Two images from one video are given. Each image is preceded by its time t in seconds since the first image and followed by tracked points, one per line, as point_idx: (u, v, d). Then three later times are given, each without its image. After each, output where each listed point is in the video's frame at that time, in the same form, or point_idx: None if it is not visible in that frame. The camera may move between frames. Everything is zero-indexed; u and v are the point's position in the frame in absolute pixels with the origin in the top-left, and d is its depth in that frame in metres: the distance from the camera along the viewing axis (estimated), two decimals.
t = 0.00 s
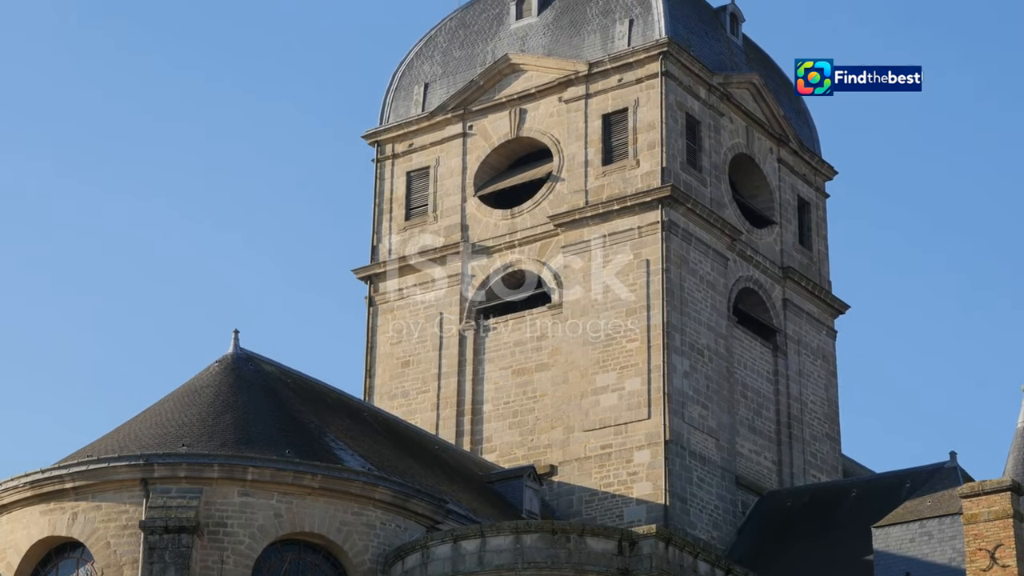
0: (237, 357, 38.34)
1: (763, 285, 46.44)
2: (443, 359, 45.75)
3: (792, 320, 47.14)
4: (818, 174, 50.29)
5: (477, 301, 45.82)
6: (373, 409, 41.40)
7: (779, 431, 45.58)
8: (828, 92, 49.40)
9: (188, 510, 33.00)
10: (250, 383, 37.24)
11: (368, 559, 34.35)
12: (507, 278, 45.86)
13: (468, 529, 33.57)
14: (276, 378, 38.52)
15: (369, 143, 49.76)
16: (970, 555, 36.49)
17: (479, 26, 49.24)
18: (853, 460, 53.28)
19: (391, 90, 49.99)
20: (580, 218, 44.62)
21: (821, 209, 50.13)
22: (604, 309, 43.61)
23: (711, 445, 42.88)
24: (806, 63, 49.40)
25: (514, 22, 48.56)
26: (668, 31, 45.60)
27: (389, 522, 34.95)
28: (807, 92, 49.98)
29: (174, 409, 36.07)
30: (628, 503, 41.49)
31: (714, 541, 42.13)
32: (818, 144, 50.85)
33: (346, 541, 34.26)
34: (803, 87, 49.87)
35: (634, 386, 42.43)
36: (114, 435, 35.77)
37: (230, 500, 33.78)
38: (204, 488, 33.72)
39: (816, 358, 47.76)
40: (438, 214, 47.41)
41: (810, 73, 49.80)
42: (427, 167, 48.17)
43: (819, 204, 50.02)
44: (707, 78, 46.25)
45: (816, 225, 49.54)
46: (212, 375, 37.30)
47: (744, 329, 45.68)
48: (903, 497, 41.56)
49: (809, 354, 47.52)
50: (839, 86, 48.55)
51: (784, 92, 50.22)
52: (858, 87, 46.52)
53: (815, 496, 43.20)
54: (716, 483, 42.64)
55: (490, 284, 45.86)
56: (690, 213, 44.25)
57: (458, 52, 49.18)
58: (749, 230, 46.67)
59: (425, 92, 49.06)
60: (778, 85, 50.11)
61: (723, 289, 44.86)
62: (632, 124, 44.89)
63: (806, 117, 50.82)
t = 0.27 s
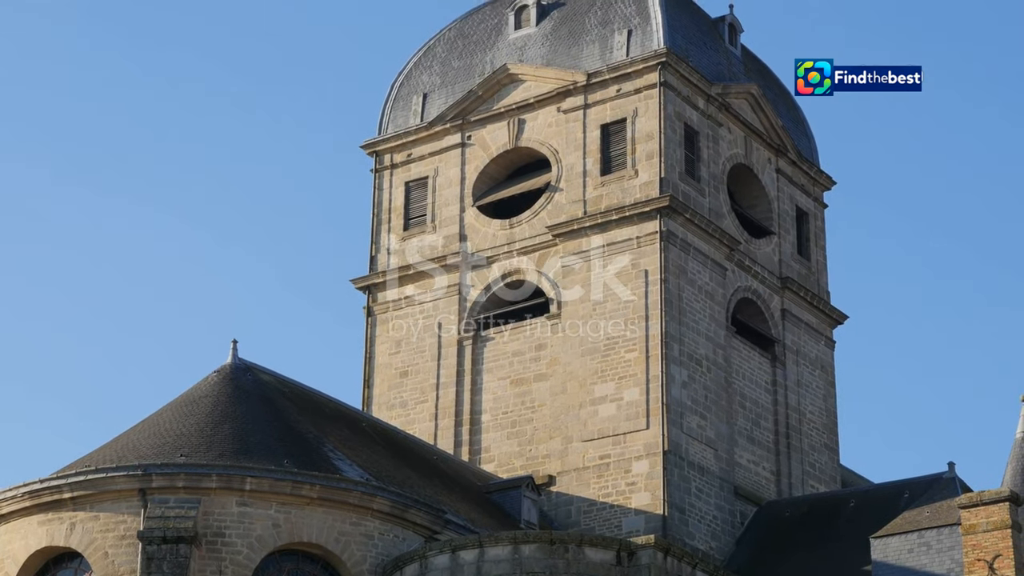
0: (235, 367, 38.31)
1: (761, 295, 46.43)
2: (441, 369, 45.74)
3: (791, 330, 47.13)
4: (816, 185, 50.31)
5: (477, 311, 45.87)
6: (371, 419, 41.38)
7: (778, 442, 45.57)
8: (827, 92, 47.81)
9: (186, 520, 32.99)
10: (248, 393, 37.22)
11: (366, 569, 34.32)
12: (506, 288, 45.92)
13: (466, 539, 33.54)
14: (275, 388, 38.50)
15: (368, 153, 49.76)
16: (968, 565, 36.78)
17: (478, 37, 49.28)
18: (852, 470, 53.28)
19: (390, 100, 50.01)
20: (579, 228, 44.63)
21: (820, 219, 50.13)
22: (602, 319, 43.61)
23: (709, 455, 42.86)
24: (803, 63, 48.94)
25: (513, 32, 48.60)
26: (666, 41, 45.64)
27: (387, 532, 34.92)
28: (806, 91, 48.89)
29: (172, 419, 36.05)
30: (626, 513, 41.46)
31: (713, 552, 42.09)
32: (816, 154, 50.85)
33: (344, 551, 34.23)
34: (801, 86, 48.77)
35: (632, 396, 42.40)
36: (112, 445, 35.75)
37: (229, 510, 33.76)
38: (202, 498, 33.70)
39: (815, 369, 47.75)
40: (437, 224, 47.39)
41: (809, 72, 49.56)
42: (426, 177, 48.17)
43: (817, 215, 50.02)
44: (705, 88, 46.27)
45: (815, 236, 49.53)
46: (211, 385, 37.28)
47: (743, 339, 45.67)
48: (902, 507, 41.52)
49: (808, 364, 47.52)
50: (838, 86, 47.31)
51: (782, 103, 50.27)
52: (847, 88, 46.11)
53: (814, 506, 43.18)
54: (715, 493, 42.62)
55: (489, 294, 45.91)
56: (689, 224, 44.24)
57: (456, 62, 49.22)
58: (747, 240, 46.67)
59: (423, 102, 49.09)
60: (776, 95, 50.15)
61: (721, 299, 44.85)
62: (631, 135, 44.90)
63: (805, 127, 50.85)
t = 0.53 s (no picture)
0: (233, 376, 38.28)
1: (759, 304, 46.42)
2: (439, 378, 45.73)
3: (789, 339, 47.13)
4: (814, 194, 50.33)
5: (474, 320, 45.80)
6: (369, 428, 41.37)
7: (776, 450, 45.55)
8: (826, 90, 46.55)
9: (185, 529, 33.01)
10: (246, 402, 37.19)
11: None
12: (503, 297, 45.86)
13: (464, 548, 33.48)
14: (273, 397, 38.47)
15: (366, 162, 49.77)
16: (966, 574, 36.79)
17: (476, 46, 49.31)
18: (850, 479, 53.28)
19: (388, 109, 50.03)
20: (577, 237, 44.64)
21: (818, 228, 50.14)
22: (600, 328, 43.61)
23: (707, 464, 42.85)
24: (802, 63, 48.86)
25: (511, 41, 48.63)
26: (664, 50, 45.65)
27: (385, 541, 34.90)
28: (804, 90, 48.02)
29: (169, 428, 36.03)
30: (624, 522, 41.45)
31: (711, 561, 42.06)
32: (814, 163, 50.86)
33: (342, 560, 34.21)
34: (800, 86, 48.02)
35: (630, 405, 42.39)
36: (110, 454, 35.73)
37: (226, 518, 33.75)
38: (200, 507, 33.68)
39: (813, 378, 47.75)
40: (435, 233, 47.38)
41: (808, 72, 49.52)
42: (424, 186, 48.18)
43: (815, 224, 50.03)
44: (703, 97, 46.29)
45: (812, 244, 49.54)
46: (209, 394, 37.26)
47: (740, 348, 45.67)
48: (899, 516, 41.46)
49: (806, 373, 47.52)
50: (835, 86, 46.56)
51: (780, 112, 50.31)
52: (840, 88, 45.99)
53: (812, 515, 43.14)
54: (713, 502, 42.60)
55: (486, 303, 45.83)
56: (687, 233, 44.25)
57: (455, 71, 49.25)
58: (745, 249, 46.67)
59: (422, 111, 49.11)
60: (773, 104, 50.18)
61: (719, 308, 44.84)
62: (629, 144, 44.93)
63: (803, 136, 50.88)
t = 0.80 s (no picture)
0: (232, 384, 38.26)
1: (758, 312, 46.43)
2: (438, 386, 45.73)
3: (788, 347, 47.14)
4: (813, 202, 50.35)
5: (472, 328, 45.78)
6: (368, 436, 41.36)
7: (775, 458, 45.56)
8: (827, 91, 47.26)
9: (183, 538, 33.08)
10: (245, 410, 37.17)
11: None
12: (501, 305, 45.81)
13: (463, 556, 33.46)
14: (271, 405, 38.45)
15: (365, 170, 49.78)
16: None
17: (475, 54, 49.35)
18: (849, 488, 53.28)
19: (387, 117, 50.04)
20: (575, 245, 44.66)
21: (817, 236, 50.16)
22: (599, 336, 43.61)
23: (706, 472, 42.85)
24: (801, 62, 49.09)
25: (510, 49, 48.66)
26: (663, 58, 45.68)
27: (384, 549, 34.89)
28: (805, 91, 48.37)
29: (168, 436, 36.01)
30: (623, 531, 41.45)
31: (710, 569, 42.06)
32: (813, 171, 50.88)
33: (341, 568, 34.20)
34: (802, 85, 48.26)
35: (629, 413, 42.40)
36: (109, 462, 35.72)
37: (225, 527, 33.76)
38: (198, 515, 33.68)
39: (812, 386, 47.75)
40: (433, 241, 47.37)
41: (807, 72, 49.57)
42: (423, 194, 48.18)
43: (814, 232, 50.05)
44: (702, 105, 46.32)
45: (811, 253, 49.55)
46: (207, 402, 37.24)
47: (739, 356, 45.68)
48: (899, 524, 41.42)
49: (805, 381, 47.53)
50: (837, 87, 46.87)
51: (779, 120, 50.34)
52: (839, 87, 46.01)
53: (811, 523, 43.14)
54: (712, 510, 42.60)
55: (485, 311, 45.77)
56: (686, 241, 44.27)
57: (453, 79, 49.28)
58: (744, 257, 46.69)
59: (420, 120, 49.12)
60: (772, 112, 50.21)
61: (718, 316, 44.86)
62: (628, 152, 44.95)
63: (801, 144, 50.91)
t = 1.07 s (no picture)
0: (230, 392, 38.24)
1: (756, 320, 46.43)
2: (436, 394, 45.72)
3: (786, 355, 47.14)
4: (811, 210, 50.36)
5: (470, 336, 45.80)
6: (365, 444, 41.35)
7: (772, 467, 45.55)
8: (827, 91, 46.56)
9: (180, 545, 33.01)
10: (242, 418, 37.16)
11: None
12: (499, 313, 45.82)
13: (460, 564, 33.45)
14: (269, 413, 38.43)
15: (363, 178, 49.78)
16: None
17: (473, 62, 49.38)
18: (847, 496, 53.28)
19: (385, 125, 50.05)
20: (573, 253, 44.66)
21: (814, 244, 50.17)
22: (597, 344, 43.60)
23: (704, 480, 42.84)
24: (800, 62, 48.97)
25: (508, 57, 48.69)
26: (660, 66, 45.70)
27: (382, 557, 34.86)
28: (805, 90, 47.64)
29: (165, 443, 35.99)
30: (621, 539, 41.43)
31: None
32: (810, 179, 50.90)
33: None
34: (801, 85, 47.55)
35: (627, 421, 42.39)
36: (106, 469, 35.70)
37: (223, 534, 33.75)
38: (196, 523, 33.68)
39: (810, 394, 47.75)
40: (431, 249, 47.37)
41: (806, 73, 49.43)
42: (421, 202, 48.18)
43: (812, 240, 50.06)
44: (700, 113, 46.33)
45: (809, 261, 49.57)
46: (205, 410, 37.23)
47: (737, 364, 45.68)
48: (897, 532, 41.38)
49: (803, 389, 47.53)
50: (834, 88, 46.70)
51: (777, 128, 50.36)
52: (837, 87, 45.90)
53: (808, 531, 43.12)
54: (709, 518, 42.59)
55: (483, 319, 45.80)
56: (684, 249, 44.27)
57: (451, 87, 49.30)
58: (742, 265, 46.69)
59: (418, 127, 49.14)
60: (770, 120, 50.24)
61: (716, 324, 44.86)
62: (626, 160, 44.96)
63: (799, 152, 50.92)
